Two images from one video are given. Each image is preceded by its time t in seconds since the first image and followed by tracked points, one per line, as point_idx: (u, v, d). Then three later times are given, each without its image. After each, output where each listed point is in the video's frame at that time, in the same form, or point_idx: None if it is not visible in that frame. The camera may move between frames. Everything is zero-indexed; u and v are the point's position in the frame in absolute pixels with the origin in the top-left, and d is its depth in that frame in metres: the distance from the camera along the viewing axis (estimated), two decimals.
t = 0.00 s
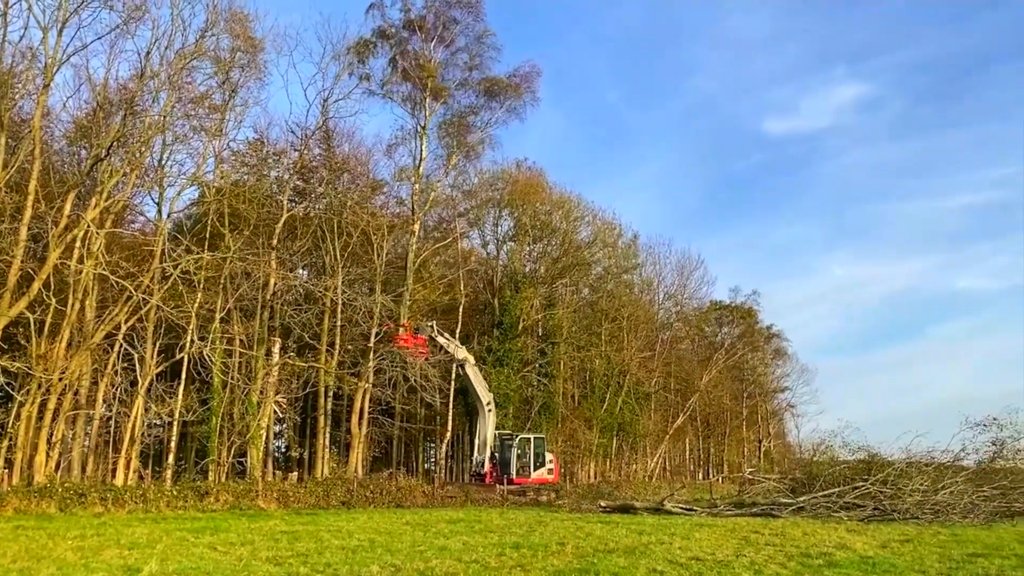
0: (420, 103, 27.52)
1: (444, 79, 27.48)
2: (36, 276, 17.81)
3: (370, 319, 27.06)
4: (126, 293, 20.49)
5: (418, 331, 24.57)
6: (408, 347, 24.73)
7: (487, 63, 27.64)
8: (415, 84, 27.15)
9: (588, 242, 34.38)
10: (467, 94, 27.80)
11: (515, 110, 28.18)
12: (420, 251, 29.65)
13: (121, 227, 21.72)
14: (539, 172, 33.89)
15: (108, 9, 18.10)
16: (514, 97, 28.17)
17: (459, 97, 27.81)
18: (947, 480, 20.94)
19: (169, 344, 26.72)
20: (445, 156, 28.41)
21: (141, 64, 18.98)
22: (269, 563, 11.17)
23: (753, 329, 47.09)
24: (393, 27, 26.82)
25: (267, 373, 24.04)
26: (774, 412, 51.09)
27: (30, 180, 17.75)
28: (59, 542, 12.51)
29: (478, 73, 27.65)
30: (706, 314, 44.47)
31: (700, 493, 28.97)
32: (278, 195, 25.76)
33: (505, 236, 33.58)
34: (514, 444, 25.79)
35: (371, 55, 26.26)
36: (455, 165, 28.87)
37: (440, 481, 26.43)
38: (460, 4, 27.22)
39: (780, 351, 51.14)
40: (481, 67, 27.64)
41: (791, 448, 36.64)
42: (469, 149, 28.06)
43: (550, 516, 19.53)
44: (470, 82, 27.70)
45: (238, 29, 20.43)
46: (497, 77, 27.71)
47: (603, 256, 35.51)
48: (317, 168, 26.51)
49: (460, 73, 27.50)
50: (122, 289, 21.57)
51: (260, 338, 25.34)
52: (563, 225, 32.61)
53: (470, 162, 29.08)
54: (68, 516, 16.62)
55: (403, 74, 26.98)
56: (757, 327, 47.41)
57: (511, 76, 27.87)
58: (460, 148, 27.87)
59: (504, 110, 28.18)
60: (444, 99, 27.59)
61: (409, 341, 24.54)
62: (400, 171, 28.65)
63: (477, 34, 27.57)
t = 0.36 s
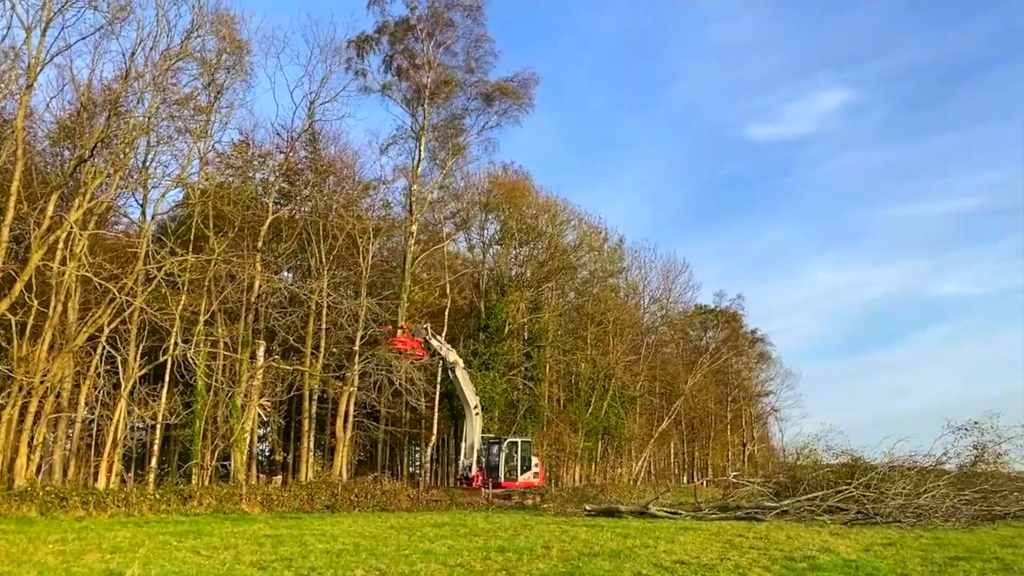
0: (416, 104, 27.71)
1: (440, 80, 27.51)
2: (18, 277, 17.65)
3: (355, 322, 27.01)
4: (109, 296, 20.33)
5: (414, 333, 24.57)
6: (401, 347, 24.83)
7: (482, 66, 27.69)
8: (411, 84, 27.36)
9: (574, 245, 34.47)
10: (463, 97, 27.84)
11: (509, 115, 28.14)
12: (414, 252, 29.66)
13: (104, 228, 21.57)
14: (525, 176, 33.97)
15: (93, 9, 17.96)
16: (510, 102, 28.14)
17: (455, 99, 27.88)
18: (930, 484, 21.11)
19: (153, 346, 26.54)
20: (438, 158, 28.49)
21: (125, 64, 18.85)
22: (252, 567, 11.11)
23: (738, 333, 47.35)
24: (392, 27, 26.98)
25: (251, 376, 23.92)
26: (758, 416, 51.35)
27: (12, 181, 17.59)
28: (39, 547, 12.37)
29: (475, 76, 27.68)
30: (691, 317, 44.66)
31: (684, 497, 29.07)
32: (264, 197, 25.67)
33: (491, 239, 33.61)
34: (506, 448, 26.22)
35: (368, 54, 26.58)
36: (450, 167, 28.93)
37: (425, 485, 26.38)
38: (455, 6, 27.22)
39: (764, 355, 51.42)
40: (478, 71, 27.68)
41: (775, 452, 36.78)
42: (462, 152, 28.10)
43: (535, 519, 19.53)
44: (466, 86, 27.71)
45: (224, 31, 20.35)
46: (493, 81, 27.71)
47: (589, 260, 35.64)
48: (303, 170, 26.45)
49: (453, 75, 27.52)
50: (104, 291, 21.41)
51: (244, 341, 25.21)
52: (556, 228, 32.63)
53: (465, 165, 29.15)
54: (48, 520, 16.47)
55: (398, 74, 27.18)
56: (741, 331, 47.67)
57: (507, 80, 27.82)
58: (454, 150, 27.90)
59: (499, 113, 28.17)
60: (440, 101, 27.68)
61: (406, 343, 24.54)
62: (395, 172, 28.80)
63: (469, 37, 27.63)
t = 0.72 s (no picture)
0: (411, 103, 27.76)
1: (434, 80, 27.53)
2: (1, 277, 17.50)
3: (342, 324, 26.98)
4: (93, 296, 20.19)
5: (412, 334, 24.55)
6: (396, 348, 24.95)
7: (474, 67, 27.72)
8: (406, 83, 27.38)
9: (562, 247, 34.55)
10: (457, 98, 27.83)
11: (496, 116, 28.12)
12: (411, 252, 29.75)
13: (89, 228, 21.42)
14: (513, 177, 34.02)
15: (78, 7, 17.82)
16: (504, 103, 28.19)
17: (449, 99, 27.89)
18: (914, 486, 21.27)
19: (137, 347, 26.37)
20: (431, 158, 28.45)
21: (111, 64, 18.72)
22: (237, 569, 11.05)
23: (724, 335, 47.56)
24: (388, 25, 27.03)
25: (237, 378, 23.80)
26: (743, 418, 51.57)
27: None
28: (22, 549, 12.24)
29: (469, 77, 27.70)
30: (678, 319, 44.80)
31: (670, 499, 29.15)
32: (250, 198, 25.56)
33: (479, 241, 33.64)
34: (494, 451, 26.26)
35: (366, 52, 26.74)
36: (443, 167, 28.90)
37: (412, 487, 26.33)
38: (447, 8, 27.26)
39: (750, 357, 51.66)
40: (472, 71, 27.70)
41: (761, 454, 36.90)
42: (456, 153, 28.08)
43: (521, 521, 19.52)
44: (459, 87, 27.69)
45: (211, 31, 20.26)
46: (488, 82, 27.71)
47: (576, 262, 35.71)
48: (289, 171, 26.17)
49: (445, 76, 27.54)
50: (89, 291, 21.27)
51: (230, 342, 25.10)
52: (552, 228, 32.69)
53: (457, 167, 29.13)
54: (31, 522, 16.34)
55: (390, 73, 27.21)
56: (727, 333, 47.91)
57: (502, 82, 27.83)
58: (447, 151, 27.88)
59: (493, 115, 28.10)
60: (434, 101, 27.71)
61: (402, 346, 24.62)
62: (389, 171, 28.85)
63: (460, 39, 27.67)
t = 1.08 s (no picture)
0: (404, 100, 27.71)
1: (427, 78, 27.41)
2: None
3: (327, 324, 26.97)
4: (76, 295, 20.03)
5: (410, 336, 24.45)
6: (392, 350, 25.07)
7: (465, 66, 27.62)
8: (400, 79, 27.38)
9: (548, 248, 34.62)
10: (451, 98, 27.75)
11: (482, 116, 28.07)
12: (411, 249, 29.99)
13: (72, 227, 21.25)
14: (500, 178, 34.03)
15: (62, 4, 17.65)
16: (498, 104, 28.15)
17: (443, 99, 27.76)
18: (896, 487, 21.44)
19: (121, 347, 26.19)
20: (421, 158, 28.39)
21: (95, 61, 18.54)
22: (221, 570, 11.01)
23: (709, 337, 47.77)
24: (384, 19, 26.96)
25: (222, 378, 23.67)
26: (728, 419, 51.82)
27: None
28: (2, 551, 12.13)
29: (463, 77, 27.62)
30: (663, 321, 44.93)
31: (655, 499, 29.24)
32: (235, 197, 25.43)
33: (465, 242, 33.63)
34: (482, 451, 26.31)
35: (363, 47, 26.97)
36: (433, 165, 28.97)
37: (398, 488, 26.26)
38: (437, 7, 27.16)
39: (735, 359, 51.89)
40: (465, 72, 27.61)
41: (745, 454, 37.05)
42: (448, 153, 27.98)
43: (506, 522, 19.52)
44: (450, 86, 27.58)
45: (197, 29, 20.16)
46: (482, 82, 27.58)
47: (563, 263, 35.78)
48: (274, 170, 26.16)
49: (435, 75, 27.44)
50: (73, 291, 21.11)
51: (214, 343, 24.98)
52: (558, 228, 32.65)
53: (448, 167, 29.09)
54: (12, 523, 16.20)
55: (379, 73, 27.12)
56: (713, 335, 48.12)
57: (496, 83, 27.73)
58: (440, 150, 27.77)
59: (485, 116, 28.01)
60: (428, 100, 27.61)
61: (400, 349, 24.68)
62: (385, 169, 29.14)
63: (450, 39, 27.63)
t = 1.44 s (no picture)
0: (396, 99, 27.69)
1: (418, 76, 27.37)
2: None
3: (314, 324, 26.92)
4: (60, 294, 19.88)
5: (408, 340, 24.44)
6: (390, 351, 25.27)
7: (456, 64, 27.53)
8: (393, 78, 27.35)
9: (535, 248, 34.69)
10: (444, 96, 27.68)
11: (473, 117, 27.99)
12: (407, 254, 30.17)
13: (56, 225, 21.07)
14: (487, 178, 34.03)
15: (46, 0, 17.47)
16: (491, 103, 28.03)
17: (435, 97, 27.67)
18: (880, 487, 21.60)
19: (105, 346, 26.00)
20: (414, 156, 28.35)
21: (80, 58, 18.39)
22: (205, 571, 10.96)
23: (695, 337, 47.96)
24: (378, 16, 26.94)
25: (207, 378, 23.53)
26: (714, 419, 52.04)
27: None
28: None
29: (454, 77, 27.56)
30: (650, 321, 45.05)
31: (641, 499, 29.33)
32: (220, 196, 25.31)
33: (452, 242, 33.61)
34: (471, 451, 26.45)
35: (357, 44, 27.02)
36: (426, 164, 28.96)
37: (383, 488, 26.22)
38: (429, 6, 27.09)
39: (720, 359, 52.11)
40: (456, 71, 27.56)
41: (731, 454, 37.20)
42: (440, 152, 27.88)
43: (492, 522, 19.52)
44: (441, 86, 27.57)
45: (183, 27, 20.03)
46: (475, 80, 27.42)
47: (550, 263, 35.83)
48: (261, 169, 26.06)
49: (424, 74, 27.39)
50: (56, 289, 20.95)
51: (199, 342, 24.85)
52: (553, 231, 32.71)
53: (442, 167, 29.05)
54: None
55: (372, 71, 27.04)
56: (699, 336, 48.34)
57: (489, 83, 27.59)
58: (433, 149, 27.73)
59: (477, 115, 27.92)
60: (421, 98, 27.53)
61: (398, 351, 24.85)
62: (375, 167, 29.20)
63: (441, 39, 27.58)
